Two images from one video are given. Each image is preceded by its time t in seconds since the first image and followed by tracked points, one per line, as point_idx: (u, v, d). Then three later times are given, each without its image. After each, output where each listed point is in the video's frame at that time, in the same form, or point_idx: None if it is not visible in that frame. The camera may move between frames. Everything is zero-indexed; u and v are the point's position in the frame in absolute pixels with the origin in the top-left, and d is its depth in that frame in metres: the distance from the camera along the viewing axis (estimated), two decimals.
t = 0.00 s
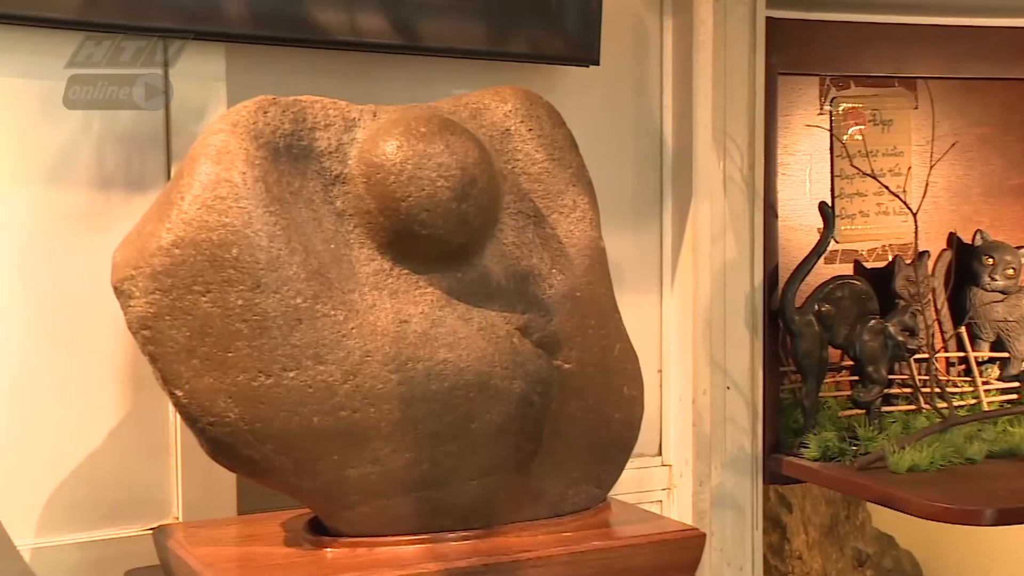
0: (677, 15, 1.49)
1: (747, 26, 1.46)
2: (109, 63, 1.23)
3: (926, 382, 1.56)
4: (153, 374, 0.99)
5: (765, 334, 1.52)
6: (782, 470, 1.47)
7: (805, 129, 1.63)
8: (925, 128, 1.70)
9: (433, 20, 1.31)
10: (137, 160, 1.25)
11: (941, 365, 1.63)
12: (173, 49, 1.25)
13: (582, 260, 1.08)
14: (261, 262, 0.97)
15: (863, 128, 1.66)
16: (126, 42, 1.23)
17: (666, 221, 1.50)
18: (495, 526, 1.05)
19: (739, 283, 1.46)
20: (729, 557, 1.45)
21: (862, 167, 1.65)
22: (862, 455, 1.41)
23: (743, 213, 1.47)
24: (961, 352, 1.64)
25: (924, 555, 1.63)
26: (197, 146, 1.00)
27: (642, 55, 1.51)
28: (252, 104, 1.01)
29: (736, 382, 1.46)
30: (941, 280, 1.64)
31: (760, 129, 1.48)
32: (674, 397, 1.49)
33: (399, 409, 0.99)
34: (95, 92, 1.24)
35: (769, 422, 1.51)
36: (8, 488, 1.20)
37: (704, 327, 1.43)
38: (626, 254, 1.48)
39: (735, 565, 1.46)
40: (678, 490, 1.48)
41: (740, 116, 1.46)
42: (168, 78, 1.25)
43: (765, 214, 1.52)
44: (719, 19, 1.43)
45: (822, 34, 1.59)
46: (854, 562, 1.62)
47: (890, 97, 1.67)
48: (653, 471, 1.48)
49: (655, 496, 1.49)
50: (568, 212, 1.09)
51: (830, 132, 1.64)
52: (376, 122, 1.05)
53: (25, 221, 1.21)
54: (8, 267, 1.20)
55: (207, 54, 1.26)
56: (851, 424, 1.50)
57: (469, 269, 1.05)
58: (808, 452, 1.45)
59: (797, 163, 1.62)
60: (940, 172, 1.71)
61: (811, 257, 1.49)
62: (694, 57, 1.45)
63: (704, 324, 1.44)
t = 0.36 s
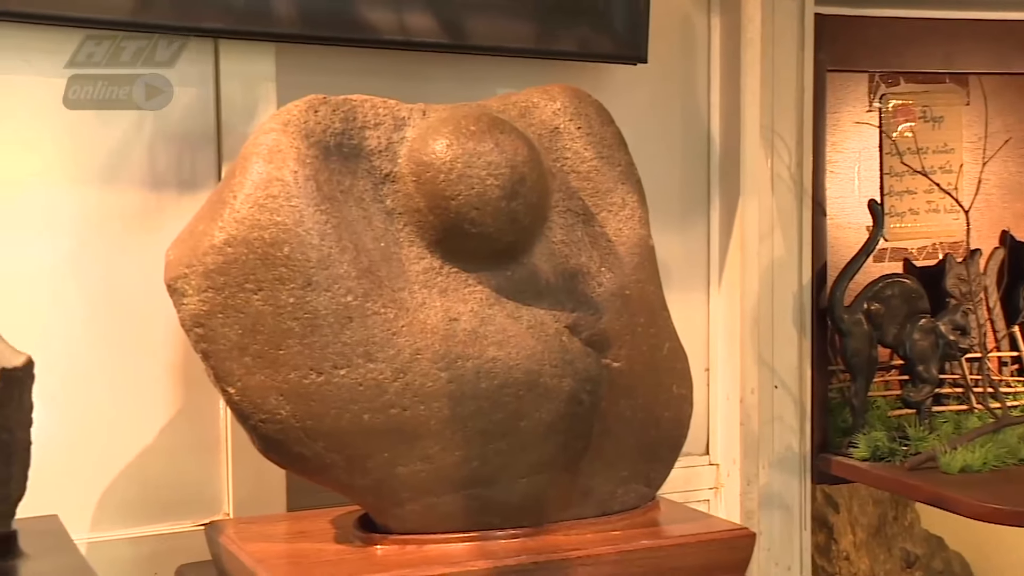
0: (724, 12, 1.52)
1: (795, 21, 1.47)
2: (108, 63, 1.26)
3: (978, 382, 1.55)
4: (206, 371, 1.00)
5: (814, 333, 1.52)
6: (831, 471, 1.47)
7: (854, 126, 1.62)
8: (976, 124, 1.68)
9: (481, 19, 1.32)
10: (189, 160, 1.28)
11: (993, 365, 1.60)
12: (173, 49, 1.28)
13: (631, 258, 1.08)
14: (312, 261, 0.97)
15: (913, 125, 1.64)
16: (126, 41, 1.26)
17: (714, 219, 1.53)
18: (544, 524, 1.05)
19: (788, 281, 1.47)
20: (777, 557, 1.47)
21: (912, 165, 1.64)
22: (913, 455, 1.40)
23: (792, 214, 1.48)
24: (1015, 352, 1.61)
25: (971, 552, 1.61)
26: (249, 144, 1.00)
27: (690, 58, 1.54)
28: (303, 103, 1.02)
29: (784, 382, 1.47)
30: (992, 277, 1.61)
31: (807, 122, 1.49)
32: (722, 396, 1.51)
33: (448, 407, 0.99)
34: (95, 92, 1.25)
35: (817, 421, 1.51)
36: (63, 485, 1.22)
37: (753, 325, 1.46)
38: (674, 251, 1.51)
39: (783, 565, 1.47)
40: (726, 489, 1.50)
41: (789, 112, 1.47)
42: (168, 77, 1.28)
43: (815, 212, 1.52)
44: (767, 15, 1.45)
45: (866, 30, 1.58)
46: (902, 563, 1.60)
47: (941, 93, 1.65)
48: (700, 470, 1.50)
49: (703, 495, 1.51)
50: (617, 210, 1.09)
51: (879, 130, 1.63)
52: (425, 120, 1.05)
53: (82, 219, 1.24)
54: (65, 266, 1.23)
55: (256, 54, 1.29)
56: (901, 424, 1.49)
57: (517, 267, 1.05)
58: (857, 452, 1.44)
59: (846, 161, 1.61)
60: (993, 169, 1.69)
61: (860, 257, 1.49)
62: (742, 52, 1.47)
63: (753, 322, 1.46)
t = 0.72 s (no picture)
0: (774, 8, 1.53)
1: (845, 17, 1.49)
2: (108, 63, 1.26)
3: None
4: (258, 368, 1.01)
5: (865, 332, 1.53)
6: (881, 469, 1.48)
7: (905, 123, 1.60)
8: None
9: (530, 17, 1.34)
10: (240, 158, 1.29)
11: None
12: (173, 49, 1.28)
13: (681, 256, 1.08)
14: (364, 258, 0.97)
15: (966, 121, 1.62)
16: (125, 41, 1.26)
17: (762, 218, 1.55)
18: (594, 522, 1.05)
19: (837, 280, 1.49)
20: (826, 556, 1.49)
21: (965, 161, 1.62)
22: (965, 455, 1.40)
23: (841, 210, 1.49)
24: None
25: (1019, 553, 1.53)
26: (301, 143, 1.01)
27: (739, 57, 1.55)
28: (354, 101, 1.03)
29: (833, 380, 1.48)
30: None
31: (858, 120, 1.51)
32: (770, 395, 1.53)
33: (498, 404, 0.99)
34: (95, 91, 1.25)
35: (868, 419, 1.52)
36: (116, 481, 1.24)
37: (802, 323, 1.47)
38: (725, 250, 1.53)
39: (833, 565, 1.49)
40: (775, 488, 1.51)
41: (838, 109, 1.49)
42: (168, 77, 1.28)
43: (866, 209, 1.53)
44: (817, 11, 1.47)
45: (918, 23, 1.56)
46: (953, 565, 1.56)
47: (996, 88, 1.62)
48: (749, 469, 1.52)
49: (752, 494, 1.53)
50: (667, 208, 1.09)
51: (931, 125, 1.61)
52: (475, 118, 1.06)
53: (133, 217, 1.25)
54: (116, 265, 1.25)
55: (308, 53, 1.31)
56: (953, 423, 1.48)
57: (567, 265, 1.05)
58: (909, 452, 1.45)
59: (896, 157, 1.59)
60: None
61: (912, 253, 1.48)
62: (793, 48, 1.48)
63: (802, 319, 1.48)
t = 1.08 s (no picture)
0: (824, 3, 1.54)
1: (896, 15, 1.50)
2: (108, 63, 1.25)
3: None
4: (308, 364, 1.01)
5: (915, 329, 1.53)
6: (932, 469, 1.48)
7: (955, 117, 1.56)
8: None
9: (577, 14, 1.35)
10: (288, 155, 1.31)
11: None
12: (173, 49, 1.27)
13: (730, 252, 1.07)
14: (413, 254, 0.98)
15: (1019, 115, 1.58)
16: (125, 41, 1.25)
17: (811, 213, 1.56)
18: (643, 519, 1.05)
19: (886, 278, 1.50)
20: (876, 556, 1.50)
21: (1018, 156, 1.58)
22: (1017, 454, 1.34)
23: (891, 205, 1.50)
24: None
25: None
26: (351, 139, 1.02)
27: (786, 53, 1.56)
28: (403, 97, 1.03)
29: (882, 378, 1.50)
30: None
31: (909, 117, 1.51)
32: (819, 391, 1.54)
33: (548, 400, 0.99)
34: (94, 92, 1.25)
35: (918, 416, 1.52)
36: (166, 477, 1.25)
37: (850, 319, 1.49)
38: (774, 245, 1.55)
39: (882, 565, 1.51)
40: (823, 486, 1.53)
41: (888, 105, 1.50)
42: (168, 77, 1.27)
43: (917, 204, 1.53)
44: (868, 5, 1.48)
45: (971, 15, 1.54)
46: (1005, 567, 1.49)
47: None
48: (797, 467, 1.53)
49: (800, 491, 1.54)
50: (716, 204, 1.08)
51: (984, 120, 1.57)
52: (524, 114, 1.06)
53: (181, 213, 1.27)
54: (165, 262, 1.26)
55: (355, 50, 1.31)
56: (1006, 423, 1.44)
57: (616, 261, 1.05)
58: (960, 450, 1.43)
59: (946, 152, 1.57)
60: None
61: (963, 248, 1.45)
62: (842, 46, 1.49)
63: (850, 315, 1.49)
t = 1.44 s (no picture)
0: None
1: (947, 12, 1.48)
2: (108, 63, 1.24)
3: None
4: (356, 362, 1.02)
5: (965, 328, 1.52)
6: (983, 469, 1.46)
7: (1006, 113, 1.53)
8: None
9: (624, 11, 1.35)
10: (336, 153, 1.32)
11: None
12: (173, 49, 1.26)
13: (779, 250, 1.06)
14: (462, 252, 0.98)
15: None
16: (125, 40, 1.25)
17: (858, 211, 1.56)
18: (690, 518, 1.05)
19: (936, 277, 1.49)
20: (925, 557, 1.49)
21: None
22: None
23: (940, 200, 1.49)
24: None
25: None
26: (399, 138, 1.02)
27: (835, 49, 1.56)
28: (451, 95, 1.03)
29: (932, 377, 1.49)
30: None
31: (960, 113, 1.49)
32: (866, 390, 1.54)
33: (595, 398, 0.99)
34: (94, 92, 1.24)
35: (966, 415, 1.51)
36: (214, 476, 1.27)
37: (899, 319, 1.49)
38: (822, 244, 1.56)
39: (931, 566, 1.50)
40: (871, 486, 1.53)
41: (937, 101, 1.48)
42: (169, 78, 1.26)
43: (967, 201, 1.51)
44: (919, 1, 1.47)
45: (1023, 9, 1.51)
46: None
47: None
48: (845, 467, 1.54)
49: (848, 491, 1.54)
50: (765, 201, 1.07)
51: None
52: (572, 112, 1.06)
53: (227, 212, 1.28)
54: (212, 261, 1.27)
55: (401, 47, 1.32)
56: None
57: (663, 259, 1.04)
58: (1012, 451, 1.42)
59: (998, 149, 1.53)
60: None
61: (1015, 247, 1.43)
62: (891, 41, 1.49)
63: (899, 315, 1.49)
